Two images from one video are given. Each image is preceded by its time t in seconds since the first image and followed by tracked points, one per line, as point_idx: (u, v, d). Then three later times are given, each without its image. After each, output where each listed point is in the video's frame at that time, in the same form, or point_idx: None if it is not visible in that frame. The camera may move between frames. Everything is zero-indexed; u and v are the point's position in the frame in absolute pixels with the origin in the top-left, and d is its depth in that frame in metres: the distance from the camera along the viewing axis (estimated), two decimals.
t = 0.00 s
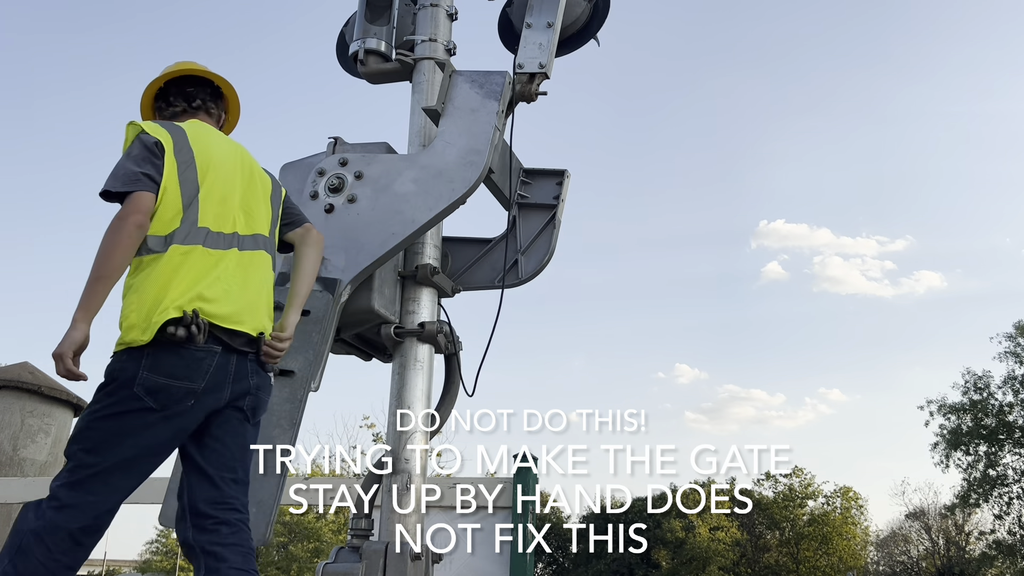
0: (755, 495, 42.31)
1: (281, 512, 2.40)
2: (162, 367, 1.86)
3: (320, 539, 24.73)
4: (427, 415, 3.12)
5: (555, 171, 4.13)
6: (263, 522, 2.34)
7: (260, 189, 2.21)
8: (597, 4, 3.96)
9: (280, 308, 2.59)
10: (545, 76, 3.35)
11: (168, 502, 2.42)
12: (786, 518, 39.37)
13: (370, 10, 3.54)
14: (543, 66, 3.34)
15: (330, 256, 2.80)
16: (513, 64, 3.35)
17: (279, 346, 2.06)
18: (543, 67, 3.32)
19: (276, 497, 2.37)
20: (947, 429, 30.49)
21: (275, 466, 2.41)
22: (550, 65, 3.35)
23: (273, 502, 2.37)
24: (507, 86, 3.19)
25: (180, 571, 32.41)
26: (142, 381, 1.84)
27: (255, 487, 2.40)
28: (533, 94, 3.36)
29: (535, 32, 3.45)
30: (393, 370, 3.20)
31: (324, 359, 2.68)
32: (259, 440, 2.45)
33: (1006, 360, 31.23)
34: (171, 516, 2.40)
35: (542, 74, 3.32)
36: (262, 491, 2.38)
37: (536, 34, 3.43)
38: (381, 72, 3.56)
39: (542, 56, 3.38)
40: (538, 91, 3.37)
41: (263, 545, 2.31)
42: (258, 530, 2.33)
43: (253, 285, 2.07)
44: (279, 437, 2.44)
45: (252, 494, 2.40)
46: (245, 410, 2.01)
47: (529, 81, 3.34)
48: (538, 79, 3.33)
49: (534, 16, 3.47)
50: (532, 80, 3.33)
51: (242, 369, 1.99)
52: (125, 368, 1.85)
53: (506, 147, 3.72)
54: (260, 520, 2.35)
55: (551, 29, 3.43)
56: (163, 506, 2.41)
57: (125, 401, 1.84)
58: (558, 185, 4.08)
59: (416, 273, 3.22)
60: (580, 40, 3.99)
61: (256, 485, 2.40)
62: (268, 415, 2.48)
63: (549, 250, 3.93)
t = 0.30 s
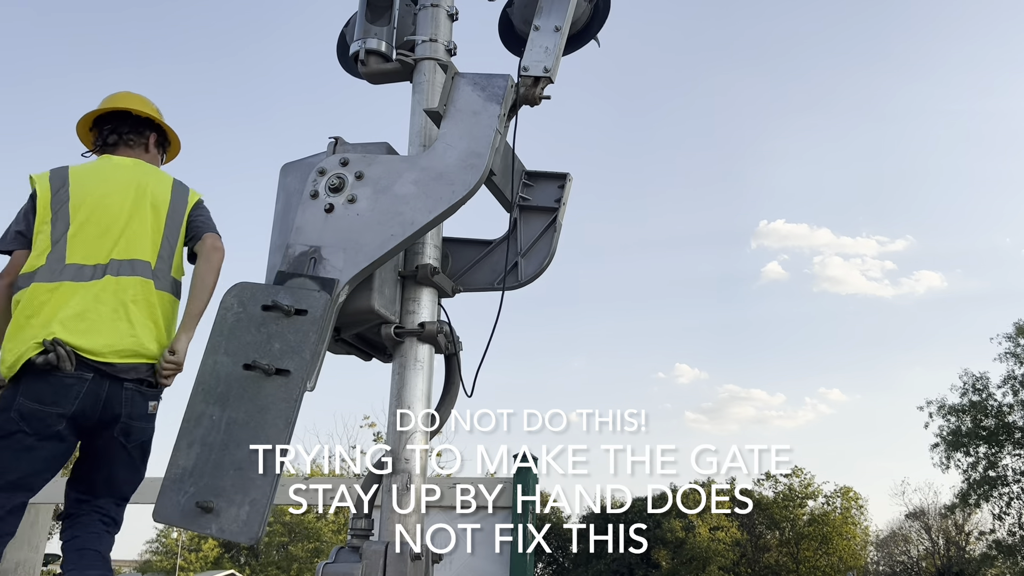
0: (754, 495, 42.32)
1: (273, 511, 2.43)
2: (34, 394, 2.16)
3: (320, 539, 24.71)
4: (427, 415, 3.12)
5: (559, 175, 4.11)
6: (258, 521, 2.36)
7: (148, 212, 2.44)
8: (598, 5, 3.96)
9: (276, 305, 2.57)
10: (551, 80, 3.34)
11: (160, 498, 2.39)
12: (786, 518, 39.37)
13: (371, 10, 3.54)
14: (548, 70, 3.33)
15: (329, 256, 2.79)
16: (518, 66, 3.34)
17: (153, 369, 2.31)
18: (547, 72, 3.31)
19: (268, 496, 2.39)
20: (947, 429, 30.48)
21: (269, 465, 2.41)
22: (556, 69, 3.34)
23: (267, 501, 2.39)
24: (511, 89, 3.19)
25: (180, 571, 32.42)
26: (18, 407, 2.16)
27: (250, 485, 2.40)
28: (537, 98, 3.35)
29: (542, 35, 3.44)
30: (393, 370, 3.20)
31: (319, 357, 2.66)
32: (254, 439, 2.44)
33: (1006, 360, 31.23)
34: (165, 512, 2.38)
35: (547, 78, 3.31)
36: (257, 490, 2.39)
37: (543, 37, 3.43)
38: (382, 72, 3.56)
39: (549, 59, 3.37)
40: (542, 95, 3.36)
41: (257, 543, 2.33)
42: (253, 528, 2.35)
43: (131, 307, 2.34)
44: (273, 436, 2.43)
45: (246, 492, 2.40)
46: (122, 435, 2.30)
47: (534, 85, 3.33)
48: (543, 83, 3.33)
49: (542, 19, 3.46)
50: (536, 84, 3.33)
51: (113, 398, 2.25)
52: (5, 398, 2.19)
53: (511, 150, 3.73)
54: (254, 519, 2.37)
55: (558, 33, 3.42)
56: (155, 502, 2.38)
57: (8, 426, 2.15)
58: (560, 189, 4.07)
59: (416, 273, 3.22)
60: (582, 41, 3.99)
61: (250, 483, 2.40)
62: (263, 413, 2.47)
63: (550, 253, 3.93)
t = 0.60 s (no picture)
0: (754, 495, 42.28)
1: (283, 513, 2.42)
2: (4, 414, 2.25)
3: (320, 539, 24.71)
4: (427, 415, 3.12)
5: (555, 171, 4.13)
6: (267, 524, 2.35)
7: (115, 251, 2.44)
8: (597, 4, 3.95)
9: (279, 306, 2.56)
10: (544, 76, 3.34)
11: (169, 503, 2.40)
12: (786, 518, 39.38)
13: (370, 10, 3.53)
14: (541, 65, 3.32)
15: (330, 256, 2.79)
16: (511, 63, 3.34)
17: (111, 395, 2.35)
18: (541, 67, 3.30)
19: (276, 497, 2.38)
20: (947, 429, 30.47)
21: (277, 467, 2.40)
22: (549, 64, 3.34)
23: (276, 503, 2.37)
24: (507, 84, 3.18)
25: (180, 571, 32.43)
26: None
27: (258, 487, 2.39)
28: (531, 94, 3.33)
29: (534, 31, 3.44)
30: (393, 370, 3.20)
31: (323, 357, 2.66)
32: (261, 442, 2.43)
33: (1006, 360, 31.23)
34: (175, 517, 2.39)
35: (541, 74, 3.31)
36: (265, 492, 2.38)
37: (535, 34, 3.42)
38: (381, 72, 3.55)
39: (541, 55, 3.37)
40: (536, 91, 3.35)
41: (268, 545, 2.33)
42: (263, 530, 2.34)
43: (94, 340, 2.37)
44: (281, 437, 2.42)
45: (254, 495, 2.40)
46: (89, 457, 2.32)
47: (527, 81, 3.31)
48: (537, 78, 3.31)
49: (533, 15, 3.46)
50: (530, 80, 3.32)
51: (75, 420, 2.29)
52: None
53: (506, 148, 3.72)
54: (264, 521, 2.36)
55: (550, 29, 3.42)
56: (164, 507, 2.39)
57: None
58: (557, 185, 4.07)
59: (416, 272, 3.22)
60: (581, 41, 3.99)
61: (258, 485, 2.39)
62: (270, 415, 2.46)
63: (549, 249, 3.92)
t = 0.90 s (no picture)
0: (754, 495, 42.30)
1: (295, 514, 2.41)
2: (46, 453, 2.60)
3: (321, 539, 24.74)
4: (427, 415, 3.12)
5: (553, 166, 4.12)
6: (280, 524, 2.34)
7: (110, 292, 2.67)
8: (597, 4, 3.96)
9: (284, 306, 2.56)
10: (539, 72, 3.33)
11: (182, 508, 2.41)
12: (786, 518, 39.42)
13: (371, 10, 3.54)
14: (535, 61, 3.31)
15: (333, 256, 2.79)
16: (506, 60, 3.33)
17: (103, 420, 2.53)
18: (535, 63, 3.29)
19: (287, 497, 2.37)
20: (947, 429, 30.49)
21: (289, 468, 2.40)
22: (544, 60, 3.33)
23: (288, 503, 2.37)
24: (504, 78, 3.18)
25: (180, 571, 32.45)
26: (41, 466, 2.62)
27: (270, 488, 2.39)
28: (527, 90, 3.33)
29: (527, 28, 3.43)
30: (393, 370, 3.20)
31: (329, 357, 2.66)
32: (271, 443, 2.42)
33: (1006, 360, 31.25)
34: (188, 522, 2.40)
35: (536, 69, 3.30)
36: (277, 493, 2.38)
37: (528, 30, 3.41)
38: (382, 72, 3.56)
39: (535, 51, 3.35)
40: (532, 86, 3.35)
41: (281, 545, 2.32)
42: (276, 531, 2.33)
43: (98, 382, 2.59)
44: (289, 436, 2.41)
45: (267, 496, 2.40)
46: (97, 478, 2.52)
47: (522, 77, 3.31)
48: (532, 74, 3.31)
49: (526, 12, 3.45)
50: (525, 76, 3.31)
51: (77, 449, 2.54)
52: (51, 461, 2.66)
53: (501, 142, 3.71)
54: (277, 522, 2.36)
55: (543, 25, 3.41)
56: (176, 511, 2.40)
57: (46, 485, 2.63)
58: (555, 181, 4.07)
59: (416, 272, 3.22)
60: (582, 41, 3.99)
61: (269, 486, 2.39)
62: (279, 415, 2.46)
63: (549, 245, 3.92)
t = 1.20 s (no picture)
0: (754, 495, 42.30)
1: (295, 514, 2.41)
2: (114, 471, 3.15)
3: (321, 539, 24.76)
4: (427, 415, 3.12)
5: (553, 166, 4.12)
6: (280, 524, 2.34)
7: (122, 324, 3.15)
8: (598, 5, 3.96)
9: (284, 306, 2.56)
10: (539, 71, 3.32)
11: (183, 508, 2.42)
12: (785, 518, 39.43)
13: (372, 10, 3.54)
14: (535, 61, 3.31)
15: (333, 255, 2.79)
16: (505, 60, 3.33)
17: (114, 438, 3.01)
18: (534, 62, 3.29)
19: (288, 497, 2.37)
20: (947, 429, 30.50)
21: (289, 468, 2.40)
22: (544, 59, 3.32)
23: (289, 503, 2.37)
24: (505, 78, 3.18)
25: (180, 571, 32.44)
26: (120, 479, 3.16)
27: (271, 488, 2.39)
28: (527, 89, 3.34)
29: (526, 28, 3.42)
30: (393, 370, 3.20)
31: (330, 357, 2.65)
32: (271, 443, 2.42)
33: (1006, 360, 31.25)
34: (189, 522, 2.40)
35: (536, 69, 3.30)
36: (277, 493, 2.38)
37: (527, 30, 3.40)
38: (382, 72, 3.56)
39: (535, 51, 3.35)
40: (532, 86, 3.35)
41: (282, 545, 2.32)
42: (277, 531, 2.33)
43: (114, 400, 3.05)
44: (289, 436, 2.41)
45: (267, 496, 2.39)
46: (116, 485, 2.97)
47: (523, 76, 3.31)
48: (532, 74, 3.31)
49: (524, 12, 3.44)
50: (525, 76, 3.31)
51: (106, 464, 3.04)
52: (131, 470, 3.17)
53: (502, 142, 3.71)
54: (277, 522, 2.35)
55: (542, 24, 3.40)
56: (177, 512, 2.41)
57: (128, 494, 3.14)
58: (555, 180, 4.07)
59: (416, 272, 3.22)
60: (582, 41, 3.99)
61: (270, 487, 2.39)
62: (279, 416, 2.46)
63: (549, 244, 3.91)
